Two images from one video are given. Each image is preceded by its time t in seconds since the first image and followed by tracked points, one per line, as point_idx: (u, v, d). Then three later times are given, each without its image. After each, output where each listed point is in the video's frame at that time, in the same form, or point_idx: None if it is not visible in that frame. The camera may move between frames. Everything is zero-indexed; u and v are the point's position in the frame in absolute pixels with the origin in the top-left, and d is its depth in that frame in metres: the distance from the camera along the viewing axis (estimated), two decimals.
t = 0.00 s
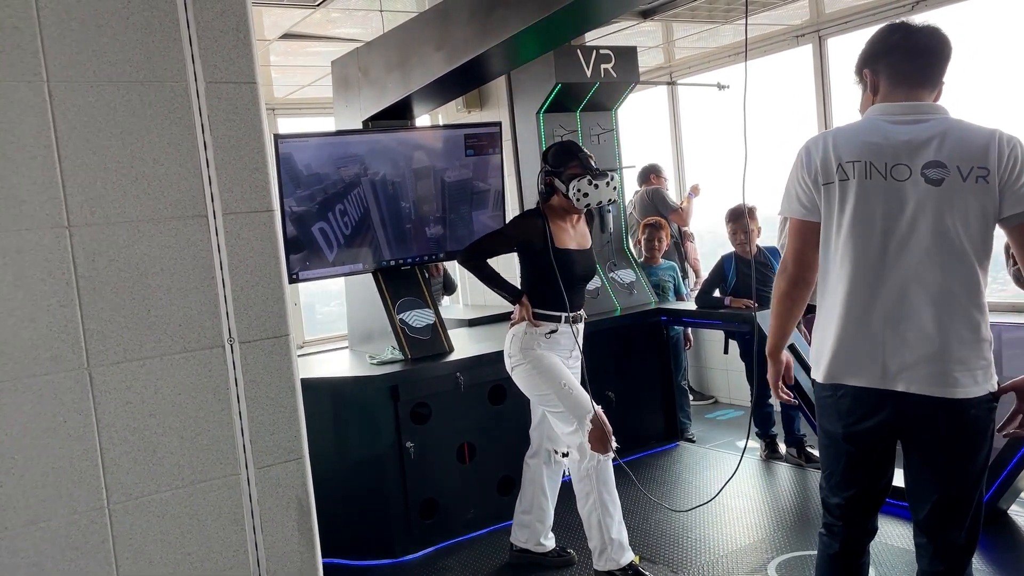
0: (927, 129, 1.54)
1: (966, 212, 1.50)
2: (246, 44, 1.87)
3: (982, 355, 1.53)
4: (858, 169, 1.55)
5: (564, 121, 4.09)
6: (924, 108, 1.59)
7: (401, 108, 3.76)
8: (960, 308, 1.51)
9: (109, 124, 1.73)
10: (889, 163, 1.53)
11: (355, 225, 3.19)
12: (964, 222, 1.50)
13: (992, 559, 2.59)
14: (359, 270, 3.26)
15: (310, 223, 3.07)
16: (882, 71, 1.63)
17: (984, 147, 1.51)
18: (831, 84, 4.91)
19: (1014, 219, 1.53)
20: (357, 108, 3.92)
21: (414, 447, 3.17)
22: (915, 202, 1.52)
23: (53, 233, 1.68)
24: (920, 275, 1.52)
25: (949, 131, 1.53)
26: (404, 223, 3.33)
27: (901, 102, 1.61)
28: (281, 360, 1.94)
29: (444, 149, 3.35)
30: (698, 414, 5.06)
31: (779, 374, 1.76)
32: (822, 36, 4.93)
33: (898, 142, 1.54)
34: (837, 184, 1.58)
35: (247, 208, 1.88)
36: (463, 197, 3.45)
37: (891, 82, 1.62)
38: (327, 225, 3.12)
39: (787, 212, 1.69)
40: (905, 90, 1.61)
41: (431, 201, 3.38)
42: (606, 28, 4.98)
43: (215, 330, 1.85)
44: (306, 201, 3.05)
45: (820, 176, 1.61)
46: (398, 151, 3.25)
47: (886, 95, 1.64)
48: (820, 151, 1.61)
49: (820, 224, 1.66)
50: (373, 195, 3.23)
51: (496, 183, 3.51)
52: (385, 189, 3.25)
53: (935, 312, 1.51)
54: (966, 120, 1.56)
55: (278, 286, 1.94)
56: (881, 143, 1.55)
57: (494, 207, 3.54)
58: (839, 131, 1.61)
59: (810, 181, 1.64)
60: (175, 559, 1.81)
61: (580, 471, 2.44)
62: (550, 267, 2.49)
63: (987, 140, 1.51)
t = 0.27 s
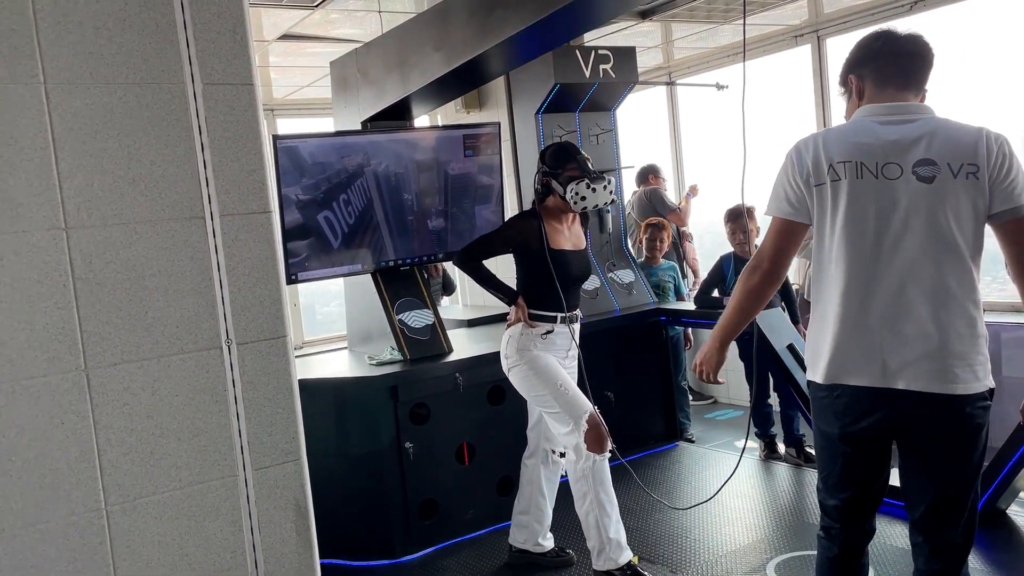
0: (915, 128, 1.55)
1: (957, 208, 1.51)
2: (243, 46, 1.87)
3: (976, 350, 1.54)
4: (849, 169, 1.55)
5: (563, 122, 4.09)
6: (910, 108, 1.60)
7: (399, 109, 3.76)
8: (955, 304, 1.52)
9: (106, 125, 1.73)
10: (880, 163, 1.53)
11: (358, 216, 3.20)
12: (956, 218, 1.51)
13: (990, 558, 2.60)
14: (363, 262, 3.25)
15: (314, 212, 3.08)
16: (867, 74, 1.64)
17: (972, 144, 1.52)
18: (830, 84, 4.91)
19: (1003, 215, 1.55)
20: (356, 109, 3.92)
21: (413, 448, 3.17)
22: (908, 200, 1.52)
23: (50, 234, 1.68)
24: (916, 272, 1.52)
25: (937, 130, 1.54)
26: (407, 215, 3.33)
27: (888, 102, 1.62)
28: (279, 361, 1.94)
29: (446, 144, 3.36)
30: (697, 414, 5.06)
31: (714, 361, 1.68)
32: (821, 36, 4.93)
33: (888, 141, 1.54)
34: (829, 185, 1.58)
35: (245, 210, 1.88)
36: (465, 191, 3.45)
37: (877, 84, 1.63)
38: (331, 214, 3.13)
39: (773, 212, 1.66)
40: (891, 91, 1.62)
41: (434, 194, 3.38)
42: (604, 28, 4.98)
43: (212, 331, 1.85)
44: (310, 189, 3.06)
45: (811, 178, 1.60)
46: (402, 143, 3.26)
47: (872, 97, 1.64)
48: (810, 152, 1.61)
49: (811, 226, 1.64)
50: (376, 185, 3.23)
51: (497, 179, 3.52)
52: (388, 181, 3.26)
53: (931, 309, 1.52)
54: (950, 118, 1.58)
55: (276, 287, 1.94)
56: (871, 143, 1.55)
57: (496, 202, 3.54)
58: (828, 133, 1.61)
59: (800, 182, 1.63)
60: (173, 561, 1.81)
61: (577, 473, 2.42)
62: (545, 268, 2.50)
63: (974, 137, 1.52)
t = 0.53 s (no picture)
0: (899, 127, 1.55)
1: (944, 206, 1.52)
2: (241, 46, 1.88)
3: (965, 346, 1.55)
4: (836, 170, 1.55)
5: (561, 122, 4.09)
6: (894, 109, 1.60)
7: (397, 109, 3.76)
8: (943, 301, 1.53)
9: (104, 125, 1.73)
10: (866, 162, 1.54)
11: (360, 216, 3.20)
12: (943, 216, 1.52)
13: (987, 557, 2.60)
14: (364, 262, 3.26)
15: (317, 212, 3.08)
16: (849, 78, 1.65)
17: (956, 142, 1.52)
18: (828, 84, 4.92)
19: (984, 216, 1.54)
20: (354, 109, 3.93)
21: (411, 447, 3.17)
22: (895, 200, 1.52)
23: (48, 234, 1.68)
24: (904, 271, 1.53)
25: (922, 129, 1.54)
26: (409, 215, 3.34)
27: (871, 104, 1.62)
28: (276, 360, 1.94)
29: (446, 145, 3.36)
30: (695, 413, 5.07)
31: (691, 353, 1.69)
32: (819, 36, 4.93)
33: (873, 141, 1.54)
34: (816, 186, 1.58)
35: (242, 209, 1.89)
36: (466, 191, 3.45)
37: (858, 87, 1.63)
38: (333, 215, 3.13)
39: (760, 214, 1.66)
40: (873, 94, 1.62)
41: (435, 194, 3.39)
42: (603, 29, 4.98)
43: (210, 331, 1.86)
44: (313, 189, 3.06)
45: (798, 178, 1.61)
46: (404, 143, 3.26)
47: (854, 101, 1.65)
48: (797, 153, 1.61)
49: (799, 226, 1.65)
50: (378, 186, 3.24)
51: (497, 179, 3.52)
52: (389, 181, 3.26)
53: (920, 306, 1.53)
54: (934, 117, 1.58)
55: (274, 287, 1.94)
56: (856, 143, 1.55)
57: (497, 203, 3.54)
58: (814, 134, 1.62)
59: (788, 183, 1.63)
60: (171, 560, 1.81)
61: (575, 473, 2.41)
62: (539, 267, 2.50)
63: (958, 136, 1.53)
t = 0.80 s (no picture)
0: (891, 127, 1.56)
1: (935, 205, 1.53)
2: (242, 46, 1.88)
3: (956, 344, 1.56)
4: (828, 170, 1.56)
5: (559, 121, 4.10)
6: (886, 109, 1.61)
7: (396, 109, 3.77)
8: (934, 299, 1.54)
9: (106, 125, 1.74)
10: (857, 162, 1.55)
11: (359, 218, 3.21)
12: (934, 215, 1.53)
13: (984, 555, 2.62)
14: (364, 262, 3.27)
15: (316, 214, 3.09)
16: (841, 79, 1.66)
17: (946, 142, 1.53)
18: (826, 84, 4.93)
19: (974, 216, 1.57)
20: (352, 109, 3.93)
21: (411, 447, 3.17)
22: (886, 199, 1.53)
23: (51, 233, 1.68)
24: (896, 269, 1.54)
25: (913, 129, 1.55)
26: (408, 216, 3.34)
27: (864, 105, 1.63)
28: (278, 359, 1.95)
29: (445, 145, 3.36)
30: (694, 413, 5.08)
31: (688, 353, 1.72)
32: (816, 36, 4.94)
33: (864, 141, 1.55)
34: (808, 186, 1.59)
35: (244, 209, 1.89)
36: (464, 192, 3.46)
37: (850, 88, 1.64)
38: (332, 217, 3.14)
39: (753, 213, 1.67)
40: (866, 94, 1.63)
41: (434, 195, 3.39)
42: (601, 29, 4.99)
43: (211, 330, 1.86)
44: (312, 192, 3.07)
45: (791, 178, 1.62)
46: (402, 144, 3.26)
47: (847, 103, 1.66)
48: (790, 153, 1.62)
49: (791, 225, 1.66)
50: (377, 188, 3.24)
51: (496, 180, 3.53)
52: (388, 183, 3.26)
53: (911, 305, 1.54)
54: (925, 117, 1.59)
55: (275, 286, 1.94)
56: (848, 143, 1.56)
57: (495, 202, 3.55)
58: (806, 134, 1.62)
59: (780, 183, 1.64)
60: (173, 558, 1.82)
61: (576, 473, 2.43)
62: (539, 267, 2.51)
63: (949, 135, 1.53)
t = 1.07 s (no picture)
0: (888, 129, 1.57)
1: (932, 207, 1.54)
2: (245, 46, 1.89)
3: (953, 345, 1.57)
4: (825, 171, 1.57)
5: (558, 121, 4.12)
6: (884, 111, 1.61)
7: (396, 110, 3.77)
8: (931, 300, 1.55)
9: (110, 126, 1.74)
10: (854, 163, 1.55)
11: (355, 219, 3.21)
12: (931, 216, 1.54)
13: (983, 555, 2.63)
14: (361, 264, 3.28)
15: (312, 217, 3.10)
16: (841, 81, 1.66)
17: (943, 143, 1.54)
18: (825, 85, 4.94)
19: (971, 218, 1.57)
20: (352, 108, 3.94)
21: (411, 446, 3.18)
22: (883, 200, 1.54)
23: (55, 233, 1.69)
24: (892, 270, 1.55)
25: (911, 130, 1.56)
26: (404, 216, 3.35)
27: (863, 106, 1.63)
28: (280, 359, 1.95)
29: (442, 145, 3.37)
30: (693, 412, 5.09)
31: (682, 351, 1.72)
32: (815, 36, 4.94)
33: (862, 142, 1.56)
34: (806, 186, 1.60)
35: (247, 209, 1.90)
36: (462, 191, 3.47)
37: (850, 90, 1.65)
38: (328, 218, 3.14)
39: (751, 213, 1.68)
40: (865, 96, 1.64)
41: (431, 194, 3.40)
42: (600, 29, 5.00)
43: (215, 330, 1.87)
44: (307, 194, 3.08)
45: (789, 179, 1.63)
46: (397, 144, 3.26)
47: (847, 103, 1.66)
48: (788, 154, 1.63)
49: (789, 226, 1.67)
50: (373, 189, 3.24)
51: (494, 179, 3.53)
52: (385, 183, 3.27)
53: (908, 306, 1.55)
54: (923, 119, 1.60)
55: (278, 286, 1.95)
56: (845, 144, 1.57)
57: (492, 201, 3.55)
58: (804, 135, 1.63)
59: (778, 183, 1.65)
60: (177, 557, 1.82)
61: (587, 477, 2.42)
62: (548, 268, 2.52)
63: (946, 137, 1.54)
